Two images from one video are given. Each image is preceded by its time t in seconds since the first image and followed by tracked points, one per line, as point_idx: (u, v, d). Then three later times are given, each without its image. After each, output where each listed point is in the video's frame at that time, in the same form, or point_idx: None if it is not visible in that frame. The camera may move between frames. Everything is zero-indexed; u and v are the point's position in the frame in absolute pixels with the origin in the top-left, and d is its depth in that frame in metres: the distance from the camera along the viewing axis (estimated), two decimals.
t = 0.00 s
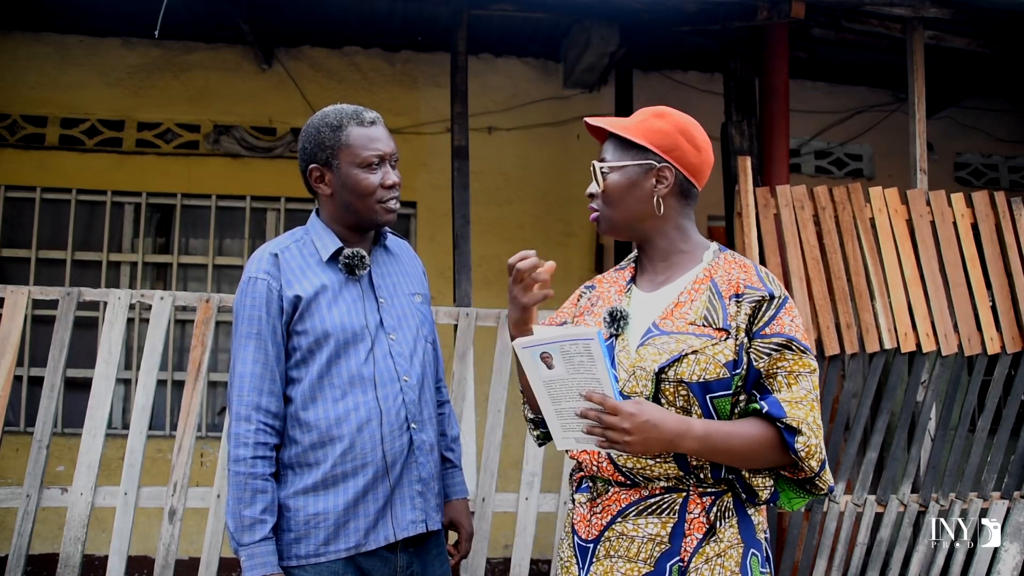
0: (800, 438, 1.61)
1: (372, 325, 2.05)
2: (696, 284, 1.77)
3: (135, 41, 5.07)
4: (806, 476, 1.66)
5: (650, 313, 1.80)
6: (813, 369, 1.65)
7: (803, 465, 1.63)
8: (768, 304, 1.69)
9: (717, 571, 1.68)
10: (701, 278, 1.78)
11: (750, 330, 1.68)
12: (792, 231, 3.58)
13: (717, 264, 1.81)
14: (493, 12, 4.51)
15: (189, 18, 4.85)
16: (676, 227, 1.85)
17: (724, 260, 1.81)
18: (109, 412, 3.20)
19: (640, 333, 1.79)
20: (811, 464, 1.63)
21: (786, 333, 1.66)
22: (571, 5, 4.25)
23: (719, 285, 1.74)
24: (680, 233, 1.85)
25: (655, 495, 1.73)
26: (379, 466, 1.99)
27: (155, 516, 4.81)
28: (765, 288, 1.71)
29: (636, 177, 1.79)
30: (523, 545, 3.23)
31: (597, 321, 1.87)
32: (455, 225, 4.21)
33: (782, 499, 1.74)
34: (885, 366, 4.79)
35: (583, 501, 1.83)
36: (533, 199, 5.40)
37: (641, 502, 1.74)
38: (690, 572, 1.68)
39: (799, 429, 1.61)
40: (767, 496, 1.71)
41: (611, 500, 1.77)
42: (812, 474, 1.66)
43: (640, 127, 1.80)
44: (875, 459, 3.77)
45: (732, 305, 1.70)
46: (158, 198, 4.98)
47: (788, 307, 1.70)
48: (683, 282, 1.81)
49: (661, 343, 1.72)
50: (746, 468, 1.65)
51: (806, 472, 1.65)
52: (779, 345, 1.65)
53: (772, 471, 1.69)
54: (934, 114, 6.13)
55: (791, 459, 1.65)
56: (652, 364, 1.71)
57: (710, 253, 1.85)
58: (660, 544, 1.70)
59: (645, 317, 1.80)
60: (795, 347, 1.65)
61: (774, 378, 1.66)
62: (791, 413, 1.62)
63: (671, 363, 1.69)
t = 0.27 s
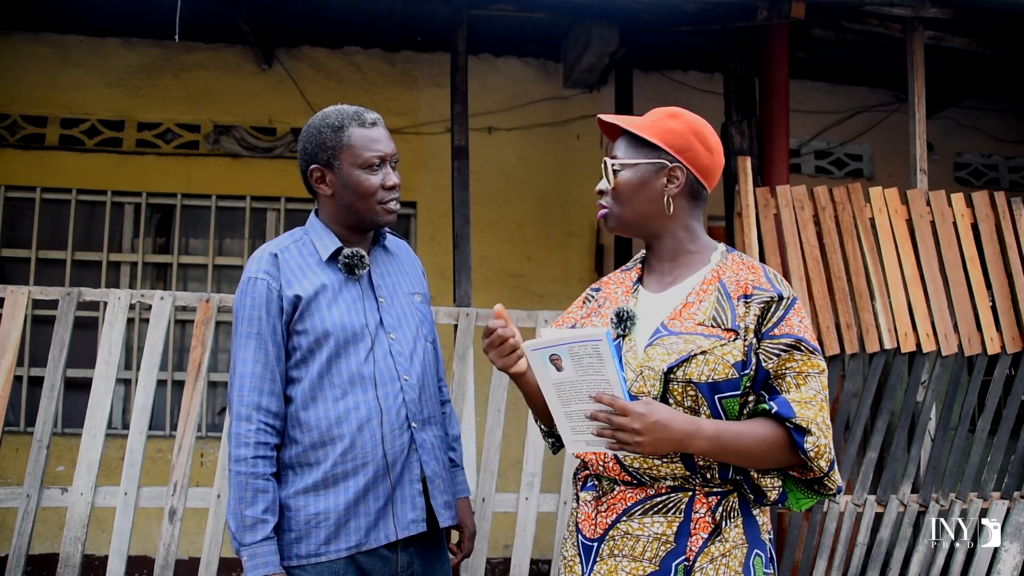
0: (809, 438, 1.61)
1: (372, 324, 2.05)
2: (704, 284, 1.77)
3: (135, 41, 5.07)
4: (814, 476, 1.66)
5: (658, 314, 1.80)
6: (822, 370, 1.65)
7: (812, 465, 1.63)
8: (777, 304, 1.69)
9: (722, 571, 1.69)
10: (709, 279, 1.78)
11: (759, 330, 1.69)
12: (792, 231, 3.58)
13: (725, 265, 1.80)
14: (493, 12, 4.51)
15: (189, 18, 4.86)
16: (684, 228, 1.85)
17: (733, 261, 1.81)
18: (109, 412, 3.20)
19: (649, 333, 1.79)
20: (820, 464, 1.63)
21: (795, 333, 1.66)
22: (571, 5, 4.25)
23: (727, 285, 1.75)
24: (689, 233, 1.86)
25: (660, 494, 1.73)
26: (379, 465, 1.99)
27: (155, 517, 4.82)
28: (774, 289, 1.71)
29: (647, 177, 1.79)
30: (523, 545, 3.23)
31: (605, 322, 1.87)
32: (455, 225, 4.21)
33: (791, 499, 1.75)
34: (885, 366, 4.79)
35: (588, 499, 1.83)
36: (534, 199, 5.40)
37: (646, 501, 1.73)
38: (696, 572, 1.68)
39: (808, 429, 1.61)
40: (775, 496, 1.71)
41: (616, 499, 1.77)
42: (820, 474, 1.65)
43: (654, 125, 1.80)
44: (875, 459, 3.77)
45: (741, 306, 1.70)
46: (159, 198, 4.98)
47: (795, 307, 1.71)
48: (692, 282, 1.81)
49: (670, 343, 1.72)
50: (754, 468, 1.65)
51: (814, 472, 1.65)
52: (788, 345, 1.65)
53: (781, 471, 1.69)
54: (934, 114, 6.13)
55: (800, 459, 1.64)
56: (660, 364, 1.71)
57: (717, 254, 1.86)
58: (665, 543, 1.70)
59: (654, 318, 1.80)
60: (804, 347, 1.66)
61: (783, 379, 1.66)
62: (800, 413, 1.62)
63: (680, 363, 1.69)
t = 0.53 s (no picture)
0: (811, 437, 1.61)
1: (372, 324, 2.05)
2: (706, 284, 1.77)
3: (135, 41, 5.07)
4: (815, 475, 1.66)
5: (661, 313, 1.80)
6: (824, 369, 1.66)
7: (814, 464, 1.63)
8: (780, 304, 1.69)
9: (724, 570, 1.69)
10: (711, 279, 1.78)
11: (761, 330, 1.69)
12: (792, 231, 3.58)
13: (727, 264, 1.81)
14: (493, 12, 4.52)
15: (189, 18, 4.86)
16: (686, 227, 1.86)
17: (734, 260, 1.81)
18: (109, 412, 3.20)
19: (651, 333, 1.79)
20: (821, 463, 1.63)
21: (797, 333, 1.66)
22: (571, 5, 4.25)
23: (729, 285, 1.74)
24: (691, 233, 1.86)
25: (662, 494, 1.73)
26: (379, 465, 1.99)
27: (155, 517, 4.82)
28: (777, 289, 1.71)
29: (652, 174, 1.79)
30: (523, 545, 3.23)
31: (606, 322, 1.86)
32: (455, 225, 4.21)
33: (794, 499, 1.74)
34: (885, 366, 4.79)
35: (589, 499, 1.83)
36: (534, 199, 5.41)
37: (648, 501, 1.73)
38: (697, 572, 1.68)
39: (810, 429, 1.61)
40: (777, 495, 1.71)
41: (618, 499, 1.77)
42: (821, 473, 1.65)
43: (661, 124, 1.80)
44: (876, 460, 3.77)
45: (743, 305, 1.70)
46: (159, 198, 4.98)
47: (798, 307, 1.71)
48: (694, 281, 1.81)
49: (673, 342, 1.72)
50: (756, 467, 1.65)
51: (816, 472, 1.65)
52: (790, 345, 1.66)
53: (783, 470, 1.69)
54: (934, 114, 6.13)
55: (801, 459, 1.65)
56: (663, 363, 1.71)
57: (719, 254, 1.86)
58: (667, 543, 1.70)
59: (656, 317, 1.80)
60: (806, 347, 1.66)
61: (784, 378, 1.67)
62: (803, 412, 1.62)
63: (683, 362, 1.69)
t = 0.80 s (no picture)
0: (812, 438, 1.62)
1: (372, 324, 2.05)
2: (708, 284, 1.78)
3: (135, 41, 5.07)
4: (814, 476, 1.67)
5: (662, 313, 1.80)
6: (824, 371, 1.66)
7: (813, 465, 1.64)
8: (781, 305, 1.70)
9: (724, 570, 1.69)
10: (712, 280, 1.78)
11: (763, 331, 1.69)
12: (792, 231, 3.58)
13: (728, 264, 1.81)
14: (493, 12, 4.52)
15: (189, 19, 4.86)
16: (686, 227, 1.86)
17: (735, 261, 1.82)
18: (109, 412, 3.20)
19: (652, 333, 1.78)
20: (821, 464, 1.64)
21: (799, 334, 1.67)
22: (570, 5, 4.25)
23: (731, 286, 1.75)
24: (691, 233, 1.86)
25: (662, 494, 1.73)
26: (379, 465, 1.99)
27: (156, 517, 4.82)
28: (779, 290, 1.72)
29: (654, 173, 1.79)
30: (523, 545, 3.23)
31: (605, 321, 1.85)
32: (455, 225, 4.21)
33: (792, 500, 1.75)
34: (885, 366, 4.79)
35: (587, 500, 1.82)
36: (534, 199, 5.40)
37: (648, 502, 1.73)
38: (697, 572, 1.68)
39: (811, 430, 1.61)
40: (775, 496, 1.71)
41: (617, 500, 1.77)
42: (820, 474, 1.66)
43: (664, 122, 1.80)
44: (876, 459, 3.77)
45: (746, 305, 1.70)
46: (159, 198, 4.98)
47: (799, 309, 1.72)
48: (695, 282, 1.81)
49: (676, 343, 1.71)
50: (757, 467, 1.65)
51: (814, 472, 1.66)
52: (792, 346, 1.66)
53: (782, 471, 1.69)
54: (934, 114, 6.13)
55: (801, 460, 1.65)
56: (667, 364, 1.70)
57: (719, 255, 1.86)
58: (667, 544, 1.70)
59: (657, 317, 1.80)
60: (808, 349, 1.66)
61: (785, 379, 1.67)
62: (804, 414, 1.62)
63: (686, 363, 1.68)
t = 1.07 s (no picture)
0: (807, 438, 1.62)
1: (372, 324, 2.05)
2: (704, 284, 1.78)
3: (135, 41, 5.07)
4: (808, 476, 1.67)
5: (658, 312, 1.80)
6: (820, 371, 1.66)
7: (808, 465, 1.64)
8: (778, 305, 1.70)
9: (718, 570, 1.70)
10: (708, 279, 1.78)
11: (759, 331, 1.69)
12: (792, 231, 3.58)
13: (724, 264, 1.81)
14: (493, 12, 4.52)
15: (189, 19, 4.86)
16: (682, 227, 1.86)
17: (731, 260, 1.82)
18: (109, 412, 3.20)
19: (648, 332, 1.78)
20: (816, 464, 1.64)
21: (795, 334, 1.67)
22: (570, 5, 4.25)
23: (727, 286, 1.75)
24: (686, 233, 1.86)
25: (657, 494, 1.73)
26: (380, 466, 1.99)
27: (156, 516, 4.82)
28: (775, 290, 1.72)
29: (649, 172, 1.79)
30: (523, 545, 3.23)
31: (600, 319, 1.83)
32: (455, 224, 4.20)
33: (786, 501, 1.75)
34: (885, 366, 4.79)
35: (581, 499, 1.81)
36: (533, 199, 5.40)
37: (643, 501, 1.73)
38: (692, 571, 1.69)
39: (807, 429, 1.62)
40: (770, 496, 1.72)
41: (612, 499, 1.76)
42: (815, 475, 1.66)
43: (660, 122, 1.80)
44: (876, 459, 3.77)
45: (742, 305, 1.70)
46: (159, 198, 4.98)
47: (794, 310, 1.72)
48: (691, 281, 1.81)
49: (672, 342, 1.72)
50: (753, 467, 1.65)
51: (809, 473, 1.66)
52: (788, 347, 1.66)
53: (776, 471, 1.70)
54: (934, 114, 6.13)
55: (796, 460, 1.65)
56: (663, 363, 1.70)
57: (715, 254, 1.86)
58: (662, 543, 1.70)
59: (653, 316, 1.80)
60: (803, 349, 1.66)
61: (781, 379, 1.67)
62: (800, 413, 1.63)
63: (683, 362, 1.69)
